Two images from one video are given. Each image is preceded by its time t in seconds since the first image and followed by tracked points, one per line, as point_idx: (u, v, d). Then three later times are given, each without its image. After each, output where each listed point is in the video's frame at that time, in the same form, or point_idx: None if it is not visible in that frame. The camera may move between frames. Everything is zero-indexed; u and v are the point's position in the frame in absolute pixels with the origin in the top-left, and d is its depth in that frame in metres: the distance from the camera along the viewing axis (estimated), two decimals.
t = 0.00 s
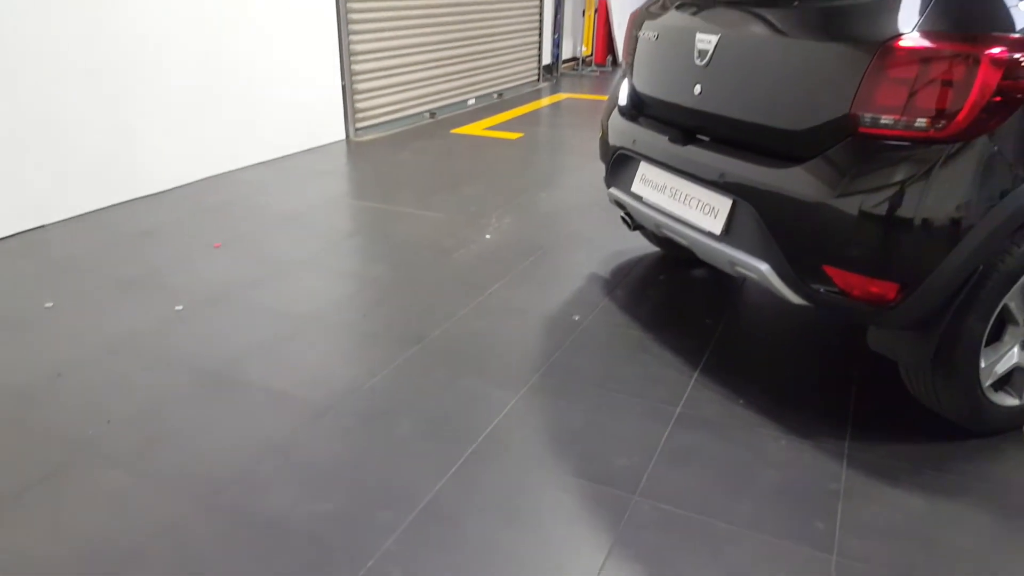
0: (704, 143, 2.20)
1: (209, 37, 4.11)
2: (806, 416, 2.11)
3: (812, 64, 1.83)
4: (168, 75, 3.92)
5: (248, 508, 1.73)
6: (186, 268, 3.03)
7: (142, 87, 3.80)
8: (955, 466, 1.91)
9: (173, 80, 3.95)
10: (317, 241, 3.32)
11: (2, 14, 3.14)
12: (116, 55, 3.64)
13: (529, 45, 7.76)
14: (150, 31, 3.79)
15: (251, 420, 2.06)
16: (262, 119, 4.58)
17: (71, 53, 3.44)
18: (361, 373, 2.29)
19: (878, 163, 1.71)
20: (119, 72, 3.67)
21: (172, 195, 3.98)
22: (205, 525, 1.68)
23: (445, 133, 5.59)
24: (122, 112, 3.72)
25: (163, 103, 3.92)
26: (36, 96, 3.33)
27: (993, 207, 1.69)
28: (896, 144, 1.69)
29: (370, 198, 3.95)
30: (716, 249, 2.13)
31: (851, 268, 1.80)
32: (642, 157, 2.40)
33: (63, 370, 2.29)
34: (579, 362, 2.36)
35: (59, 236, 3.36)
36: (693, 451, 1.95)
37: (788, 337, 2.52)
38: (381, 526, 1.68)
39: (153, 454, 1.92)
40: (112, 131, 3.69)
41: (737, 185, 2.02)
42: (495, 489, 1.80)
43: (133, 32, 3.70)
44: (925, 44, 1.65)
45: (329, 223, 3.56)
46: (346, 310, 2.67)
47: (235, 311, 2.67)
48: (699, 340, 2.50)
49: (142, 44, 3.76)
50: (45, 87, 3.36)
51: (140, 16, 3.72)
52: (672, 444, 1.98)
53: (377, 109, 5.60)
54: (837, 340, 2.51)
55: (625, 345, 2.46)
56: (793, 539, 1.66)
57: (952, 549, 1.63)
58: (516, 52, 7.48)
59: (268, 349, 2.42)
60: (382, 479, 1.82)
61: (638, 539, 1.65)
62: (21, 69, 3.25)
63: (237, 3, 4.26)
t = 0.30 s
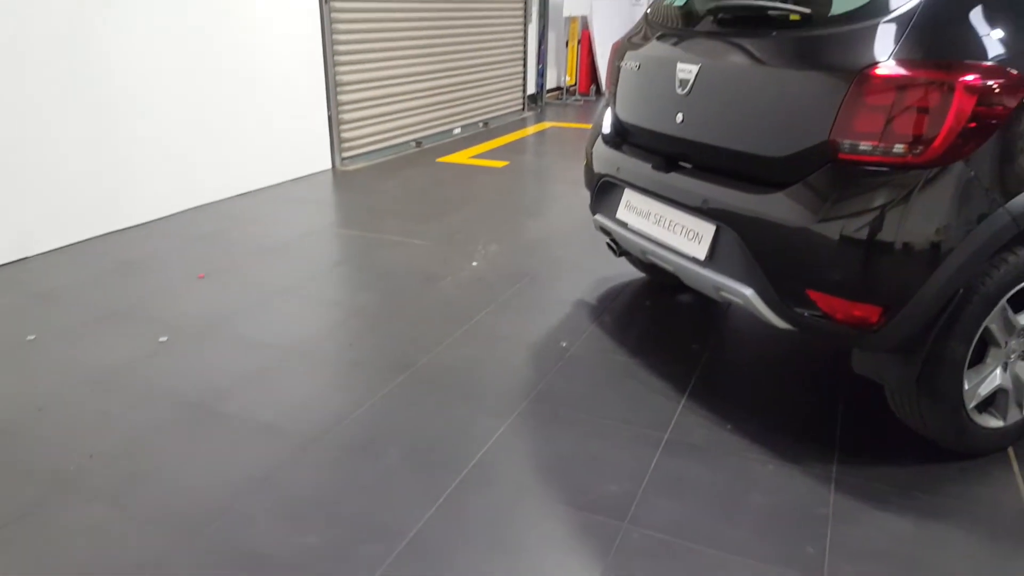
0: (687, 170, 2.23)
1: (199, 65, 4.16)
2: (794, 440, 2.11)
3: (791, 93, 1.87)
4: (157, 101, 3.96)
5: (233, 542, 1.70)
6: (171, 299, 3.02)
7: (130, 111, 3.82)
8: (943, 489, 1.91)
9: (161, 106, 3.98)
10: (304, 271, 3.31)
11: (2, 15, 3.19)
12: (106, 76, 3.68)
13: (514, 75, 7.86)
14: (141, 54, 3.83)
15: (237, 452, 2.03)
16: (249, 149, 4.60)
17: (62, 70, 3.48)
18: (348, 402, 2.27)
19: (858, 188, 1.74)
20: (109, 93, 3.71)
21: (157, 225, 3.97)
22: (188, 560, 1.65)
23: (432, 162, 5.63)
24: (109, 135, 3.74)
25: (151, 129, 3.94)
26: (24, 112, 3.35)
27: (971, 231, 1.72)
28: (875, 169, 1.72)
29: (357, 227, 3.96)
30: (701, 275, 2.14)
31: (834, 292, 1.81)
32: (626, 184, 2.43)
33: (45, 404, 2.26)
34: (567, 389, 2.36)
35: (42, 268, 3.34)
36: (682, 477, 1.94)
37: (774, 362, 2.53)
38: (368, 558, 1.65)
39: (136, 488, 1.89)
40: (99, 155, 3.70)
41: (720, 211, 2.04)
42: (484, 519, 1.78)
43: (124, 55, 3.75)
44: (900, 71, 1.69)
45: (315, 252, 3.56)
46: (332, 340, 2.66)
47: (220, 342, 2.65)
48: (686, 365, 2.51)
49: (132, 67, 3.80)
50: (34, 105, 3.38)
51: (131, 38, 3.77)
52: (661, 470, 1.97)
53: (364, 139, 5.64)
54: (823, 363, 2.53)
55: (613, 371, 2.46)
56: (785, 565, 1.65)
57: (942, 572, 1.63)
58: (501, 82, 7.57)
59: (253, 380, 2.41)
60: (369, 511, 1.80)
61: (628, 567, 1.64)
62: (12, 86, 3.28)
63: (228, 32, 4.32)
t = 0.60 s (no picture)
0: (671, 193, 2.24)
1: (183, 88, 4.17)
2: (782, 463, 2.09)
3: (772, 117, 1.88)
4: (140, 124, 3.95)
5: None
6: (152, 328, 2.98)
7: (114, 133, 3.82)
8: (932, 511, 1.90)
9: (145, 129, 3.98)
10: (287, 298, 3.28)
11: None
12: (91, 96, 3.68)
13: (498, 100, 7.92)
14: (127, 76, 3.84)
15: (218, 484, 1.99)
16: (232, 175, 4.59)
17: (48, 87, 3.48)
18: (332, 432, 2.24)
19: (841, 210, 1.74)
20: (94, 113, 3.71)
21: (139, 253, 3.94)
22: None
23: (417, 187, 5.63)
24: (92, 158, 3.72)
25: (134, 152, 3.93)
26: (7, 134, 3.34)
27: (953, 252, 1.73)
28: (857, 191, 1.73)
29: (341, 253, 3.94)
30: (687, 298, 2.14)
31: (819, 314, 1.81)
32: (611, 208, 2.43)
33: (21, 436, 2.21)
34: (554, 415, 2.34)
35: (20, 297, 3.29)
36: (671, 503, 1.92)
37: (760, 385, 2.53)
38: None
39: (114, 523, 1.84)
40: (82, 177, 3.69)
41: (705, 234, 2.04)
42: (471, 549, 1.75)
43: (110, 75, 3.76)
44: (880, 95, 1.70)
45: (299, 279, 3.53)
46: (316, 368, 2.63)
47: (202, 371, 2.61)
48: (673, 389, 2.50)
49: (117, 88, 3.81)
50: (17, 124, 3.37)
51: (117, 58, 3.78)
52: (650, 497, 1.94)
53: (347, 164, 5.65)
54: (809, 385, 2.52)
55: (600, 396, 2.45)
56: None
57: None
58: (485, 107, 7.63)
59: (235, 410, 2.37)
60: (353, 543, 1.76)
61: None
62: None
63: (213, 56, 4.34)
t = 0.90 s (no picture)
0: (654, 214, 2.25)
1: (167, 111, 4.17)
2: (768, 483, 2.10)
3: (752, 139, 1.91)
4: (124, 146, 3.94)
5: None
6: (132, 355, 2.94)
7: (96, 156, 3.80)
8: (918, 528, 1.90)
9: (128, 152, 3.96)
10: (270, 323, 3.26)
11: None
12: (74, 117, 3.66)
13: (481, 122, 7.97)
14: (111, 97, 3.83)
15: (201, 511, 1.96)
16: (215, 199, 4.57)
17: (32, 108, 3.47)
18: (316, 457, 2.21)
19: (820, 229, 1.77)
20: (78, 137, 3.70)
21: (120, 278, 3.91)
22: None
23: (400, 210, 5.64)
24: (74, 180, 3.70)
25: (118, 174, 3.92)
26: None
27: (932, 269, 1.76)
28: (836, 211, 1.76)
29: (325, 276, 3.93)
30: (671, 318, 2.15)
31: (801, 333, 1.83)
32: (594, 229, 2.45)
33: None
34: (540, 437, 2.33)
35: None
36: (658, 523, 1.91)
37: (745, 404, 2.54)
38: None
39: (94, 554, 1.80)
40: (64, 200, 3.67)
41: (687, 255, 2.06)
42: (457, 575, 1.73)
43: (94, 96, 3.75)
44: (857, 116, 1.73)
45: (282, 303, 3.51)
46: (299, 393, 2.61)
47: (183, 397, 2.58)
48: (658, 409, 2.50)
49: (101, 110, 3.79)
50: None
51: (102, 81, 3.79)
52: (636, 518, 1.94)
53: (330, 188, 5.65)
54: (793, 404, 2.53)
55: (586, 417, 2.44)
56: None
57: None
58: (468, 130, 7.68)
59: (217, 436, 2.34)
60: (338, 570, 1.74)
61: None
62: None
63: (198, 79, 4.35)
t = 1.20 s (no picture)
0: (635, 234, 2.28)
1: (147, 135, 4.16)
2: (752, 500, 2.10)
3: (729, 160, 1.94)
4: (103, 169, 3.92)
5: None
6: (112, 381, 2.91)
7: (74, 179, 3.78)
8: (901, 543, 1.92)
9: (106, 176, 3.94)
10: (252, 347, 3.24)
11: None
12: (51, 140, 3.65)
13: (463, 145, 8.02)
14: (89, 121, 3.82)
15: (182, 540, 1.93)
16: (195, 224, 4.55)
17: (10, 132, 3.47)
18: (299, 482, 2.19)
19: (798, 247, 1.79)
20: (56, 162, 3.69)
21: (99, 304, 3.88)
22: None
23: (383, 232, 5.65)
24: (51, 204, 3.68)
25: (97, 199, 3.91)
26: None
27: (908, 286, 1.79)
28: (813, 230, 1.79)
29: (308, 300, 3.92)
30: (653, 336, 2.16)
31: (781, 350, 1.85)
32: (576, 249, 2.47)
33: None
34: (524, 458, 2.32)
35: None
36: (643, 543, 1.91)
37: (728, 421, 2.55)
38: None
39: None
40: (42, 226, 3.65)
41: (668, 274, 2.08)
42: None
43: (71, 118, 3.74)
44: (831, 136, 1.77)
45: (264, 327, 3.50)
46: (282, 417, 2.59)
47: (163, 424, 2.56)
48: (642, 428, 2.50)
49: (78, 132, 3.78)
50: None
51: (82, 106, 3.78)
52: (622, 538, 1.93)
53: (312, 212, 5.65)
54: (775, 421, 2.55)
55: (570, 437, 2.44)
56: None
57: None
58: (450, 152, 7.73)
59: (198, 462, 2.31)
60: None
61: None
62: None
63: (178, 102, 4.35)
